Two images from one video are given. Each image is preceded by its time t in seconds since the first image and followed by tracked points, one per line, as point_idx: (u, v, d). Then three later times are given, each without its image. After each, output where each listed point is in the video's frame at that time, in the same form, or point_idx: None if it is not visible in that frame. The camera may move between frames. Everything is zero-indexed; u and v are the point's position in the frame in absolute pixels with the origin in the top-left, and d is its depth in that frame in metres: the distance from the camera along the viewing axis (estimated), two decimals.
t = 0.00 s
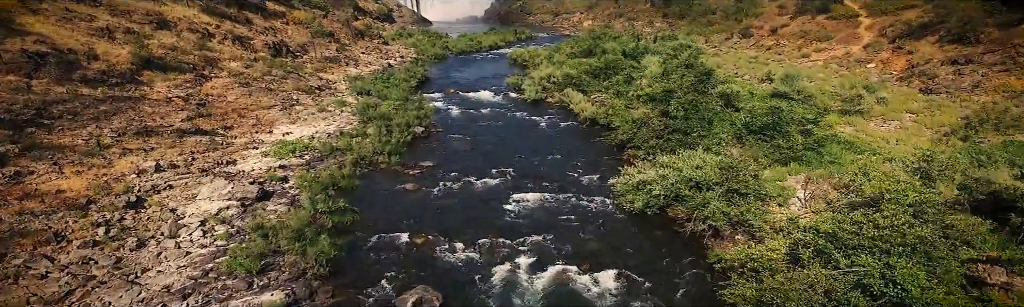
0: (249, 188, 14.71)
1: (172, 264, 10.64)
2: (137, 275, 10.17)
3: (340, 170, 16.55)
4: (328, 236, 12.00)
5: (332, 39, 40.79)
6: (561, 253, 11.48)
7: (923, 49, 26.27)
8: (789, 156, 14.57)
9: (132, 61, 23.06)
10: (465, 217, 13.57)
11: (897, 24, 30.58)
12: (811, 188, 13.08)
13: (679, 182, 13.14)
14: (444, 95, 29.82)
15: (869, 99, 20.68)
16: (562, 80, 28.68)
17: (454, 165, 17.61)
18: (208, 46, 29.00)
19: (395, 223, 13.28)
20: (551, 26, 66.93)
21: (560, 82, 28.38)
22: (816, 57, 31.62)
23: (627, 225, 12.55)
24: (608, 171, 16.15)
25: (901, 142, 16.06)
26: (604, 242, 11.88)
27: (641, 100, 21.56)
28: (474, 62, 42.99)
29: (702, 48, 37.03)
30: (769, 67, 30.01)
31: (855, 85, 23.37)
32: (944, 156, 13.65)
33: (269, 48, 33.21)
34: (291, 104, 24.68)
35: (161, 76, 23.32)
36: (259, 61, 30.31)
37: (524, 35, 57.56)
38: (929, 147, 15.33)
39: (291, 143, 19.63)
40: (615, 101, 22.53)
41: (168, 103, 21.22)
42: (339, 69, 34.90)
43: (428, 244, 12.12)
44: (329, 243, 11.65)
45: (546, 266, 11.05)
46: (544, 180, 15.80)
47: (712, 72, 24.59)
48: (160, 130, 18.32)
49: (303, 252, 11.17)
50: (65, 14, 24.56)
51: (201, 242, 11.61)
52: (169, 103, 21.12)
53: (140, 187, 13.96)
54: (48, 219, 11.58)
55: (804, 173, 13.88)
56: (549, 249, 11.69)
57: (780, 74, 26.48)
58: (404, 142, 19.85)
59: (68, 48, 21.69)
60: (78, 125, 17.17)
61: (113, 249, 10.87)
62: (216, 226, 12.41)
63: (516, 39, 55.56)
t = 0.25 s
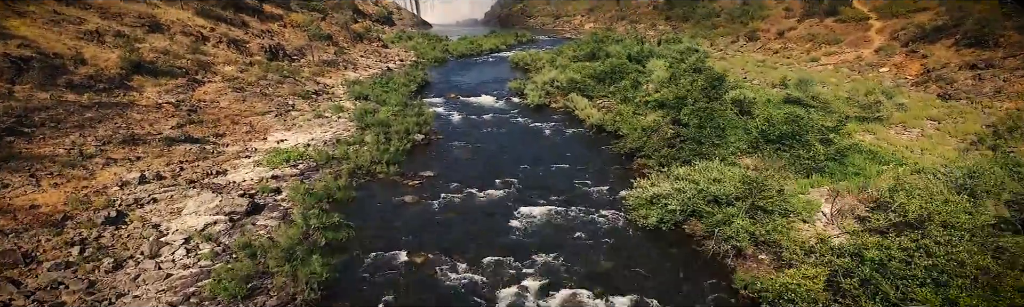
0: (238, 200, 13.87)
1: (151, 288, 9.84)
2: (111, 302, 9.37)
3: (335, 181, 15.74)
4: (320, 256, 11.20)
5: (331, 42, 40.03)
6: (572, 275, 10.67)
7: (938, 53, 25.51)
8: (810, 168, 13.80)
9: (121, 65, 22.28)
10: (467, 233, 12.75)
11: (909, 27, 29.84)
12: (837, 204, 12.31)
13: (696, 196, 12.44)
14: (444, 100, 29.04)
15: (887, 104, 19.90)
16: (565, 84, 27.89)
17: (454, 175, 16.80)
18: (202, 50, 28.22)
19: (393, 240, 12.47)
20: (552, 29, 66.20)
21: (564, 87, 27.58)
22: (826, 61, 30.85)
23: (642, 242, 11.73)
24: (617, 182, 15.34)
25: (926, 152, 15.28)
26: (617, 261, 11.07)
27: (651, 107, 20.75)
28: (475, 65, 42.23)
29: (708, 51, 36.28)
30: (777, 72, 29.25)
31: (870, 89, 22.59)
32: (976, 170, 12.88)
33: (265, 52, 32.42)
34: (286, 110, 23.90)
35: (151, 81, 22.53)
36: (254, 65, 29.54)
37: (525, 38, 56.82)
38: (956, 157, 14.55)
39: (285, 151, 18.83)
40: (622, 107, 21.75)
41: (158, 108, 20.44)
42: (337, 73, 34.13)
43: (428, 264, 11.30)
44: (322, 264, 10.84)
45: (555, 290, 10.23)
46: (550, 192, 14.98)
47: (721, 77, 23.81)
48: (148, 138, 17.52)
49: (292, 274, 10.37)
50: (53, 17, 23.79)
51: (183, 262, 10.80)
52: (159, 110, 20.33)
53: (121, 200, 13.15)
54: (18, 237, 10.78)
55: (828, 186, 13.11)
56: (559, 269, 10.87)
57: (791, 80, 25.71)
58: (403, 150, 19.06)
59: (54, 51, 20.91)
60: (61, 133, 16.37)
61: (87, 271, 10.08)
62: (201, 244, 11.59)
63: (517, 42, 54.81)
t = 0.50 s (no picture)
0: (227, 213, 13.13)
1: None
2: None
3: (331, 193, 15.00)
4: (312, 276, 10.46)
5: (329, 45, 39.32)
6: (584, 299, 9.93)
7: (953, 57, 24.81)
8: (831, 180, 13.08)
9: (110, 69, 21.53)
10: (470, 250, 12.00)
11: (921, 31, 29.14)
12: (864, 218, 11.56)
13: (714, 210, 11.74)
14: (444, 105, 28.32)
15: (905, 109, 19.18)
16: (569, 89, 27.17)
17: (456, 185, 16.07)
18: (196, 54, 27.50)
19: (390, 258, 11.71)
20: (553, 32, 65.54)
21: (567, 92, 26.86)
22: (836, 65, 30.14)
23: (657, 260, 10.98)
24: (627, 195, 14.60)
25: (952, 161, 14.55)
26: (631, 284, 10.32)
27: (660, 114, 20.08)
28: (476, 69, 41.53)
29: (713, 55, 35.58)
30: (786, 76, 28.54)
31: (885, 94, 21.88)
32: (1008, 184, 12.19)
33: (261, 55, 31.69)
34: (281, 115, 23.15)
35: (142, 86, 21.79)
36: (249, 69, 28.81)
37: (526, 40, 56.15)
38: (985, 167, 13.83)
39: (278, 160, 18.08)
40: (629, 113, 21.04)
41: (147, 114, 19.70)
42: (335, 77, 33.43)
43: (428, 286, 10.54)
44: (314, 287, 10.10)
45: None
46: (556, 204, 14.22)
47: (730, 81, 23.10)
48: (135, 147, 16.76)
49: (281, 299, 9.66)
50: (41, 20, 23.08)
51: (163, 285, 10.07)
52: (148, 116, 19.58)
53: (102, 214, 12.38)
54: None
55: (853, 198, 12.37)
56: (568, 293, 10.13)
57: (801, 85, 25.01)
58: (402, 158, 18.33)
59: (40, 56, 20.19)
60: (43, 141, 15.63)
61: (58, 296, 9.35)
62: (184, 263, 10.84)
63: (518, 45, 54.12)
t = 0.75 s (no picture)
0: (211, 230, 12.31)
1: None
2: None
3: (324, 206, 14.18)
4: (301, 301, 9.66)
5: (327, 48, 38.53)
6: None
7: (970, 62, 24.04)
8: (857, 193, 12.28)
9: (97, 73, 20.72)
10: (472, 271, 11.17)
11: (934, 34, 28.36)
12: (897, 236, 10.73)
13: (736, 230, 10.87)
14: (444, 110, 27.54)
15: (926, 115, 18.39)
16: (573, 94, 26.37)
17: (456, 197, 15.25)
18: (188, 58, 26.72)
19: (386, 280, 10.89)
20: (555, 34, 64.81)
21: (571, 97, 26.07)
22: (846, 68, 29.37)
23: (673, 282, 10.16)
24: (637, 208, 13.79)
25: (982, 172, 13.76)
26: None
27: (669, 121, 19.28)
28: (477, 72, 40.80)
29: (719, 58, 34.83)
30: (795, 80, 27.76)
31: (902, 99, 21.11)
32: None
33: (256, 59, 30.91)
34: (276, 121, 22.37)
35: (130, 91, 20.99)
36: (244, 73, 28.02)
37: (527, 43, 55.43)
38: (1018, 179, 13.05)
39: (270, 169, 17.26)
40: (637, 120, 20.24)
41: (134, 121, 18.89)
42: (332, 82, 32.67)
43: None
44: None
45: None
46: (563, 218, 13.41)
47: (740, 87, 22.35)
48: (118, 156, 15.94)
49: None
50: (27, 23, 22.29)
51: None
52: (135, 122, 18.76)
53: (77, 231, 11.55)
54: None
55: (882, 213, 11.56)
56: None
57: (813, 91, 24.23)
58: (399, 167, 17.52)
59: (23, 60, 19.39)
60: (20, 152, 14.80)
61: None
62: (162, 287, 10.04)
63: (520, 48, 53.40)
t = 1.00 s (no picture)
0: (195, 246, 11.54)
1: None
2: None
3: (316, 220, 13.43)
4: None
5: (324, 51, 37.83)
6: None
7: (987, 66, 23.32)
8: (883, 207, 11.55)
9: (84, 77, 19.98)
10: (474, 292, 10.42)
11: (947, 37, 27.68)
12: (936, 257, 9.98)
13: (760, 251, 10.14)
14: (444, 115, 26.83)
15: (947, 120, 17.68)
16: (577, 99, 25.63)
17: (456, 210, 14.49)
18: (181, 61, 25.98)
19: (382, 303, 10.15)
20: (556, 37, 64.17)
21: (575, 102, 25.34)
22: (857, 72, 28.63)
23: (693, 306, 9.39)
24: (649, 222, 13.05)
25: (1015, 183, 13.00)
26: None
27: (678, 129, 18.56)
28: (477, 75, 40.11)
29: (725, 61, 34.11)
30: (805, 85, 27.03)
31: (919, 104, 20.39)
32: None
33: (251, 63, 30.18)
34: (270, 128, 21.64)
35: (118, 96, 20.26)
36: (238, 77, 27.28)
37: (528, 46, 54.74)
38: None
39: (262, 179, 16.50)
40: (644, 127, 19.52)
41: (121, 128, 18.13)
42: (330, 86, 31.97)
43: None
44: None
45: None
46: (570, 232, 12.67)
47: (750, 92, 21.64)
48: (101, 165, 15.16)
49: None
50: (12, 26, 21.56)
51: None
52: (122, 129, 18.02)
53: (49, 249, 10.79)
54: None
55: (913, 230, 10.80)
56: None
57: (824, 96, 23.50)
58: (397, 177, 16.77)
59: (6, 65, 18.65)
60: None
61: None
62: None
63: (521, 51, 52.70)
